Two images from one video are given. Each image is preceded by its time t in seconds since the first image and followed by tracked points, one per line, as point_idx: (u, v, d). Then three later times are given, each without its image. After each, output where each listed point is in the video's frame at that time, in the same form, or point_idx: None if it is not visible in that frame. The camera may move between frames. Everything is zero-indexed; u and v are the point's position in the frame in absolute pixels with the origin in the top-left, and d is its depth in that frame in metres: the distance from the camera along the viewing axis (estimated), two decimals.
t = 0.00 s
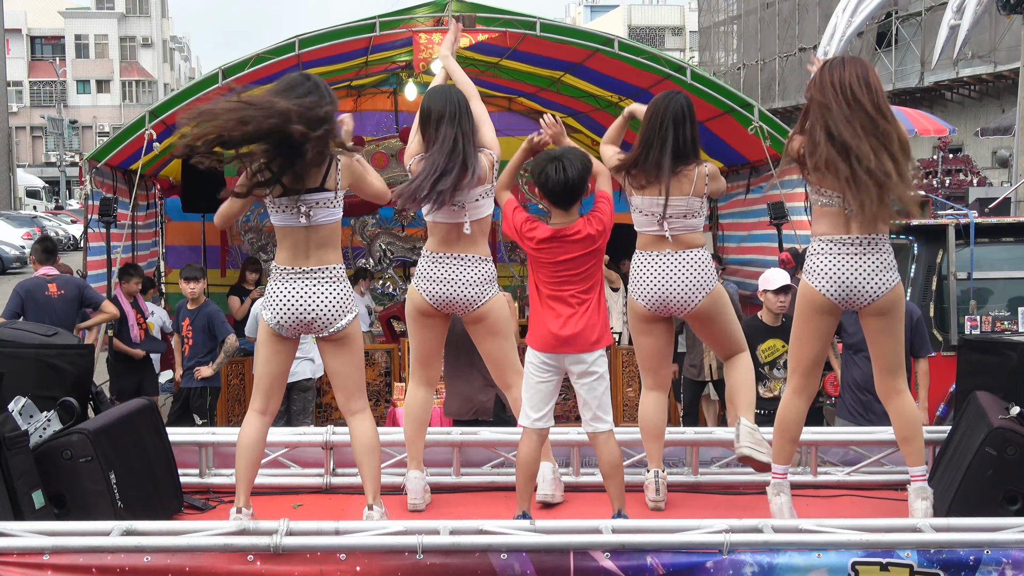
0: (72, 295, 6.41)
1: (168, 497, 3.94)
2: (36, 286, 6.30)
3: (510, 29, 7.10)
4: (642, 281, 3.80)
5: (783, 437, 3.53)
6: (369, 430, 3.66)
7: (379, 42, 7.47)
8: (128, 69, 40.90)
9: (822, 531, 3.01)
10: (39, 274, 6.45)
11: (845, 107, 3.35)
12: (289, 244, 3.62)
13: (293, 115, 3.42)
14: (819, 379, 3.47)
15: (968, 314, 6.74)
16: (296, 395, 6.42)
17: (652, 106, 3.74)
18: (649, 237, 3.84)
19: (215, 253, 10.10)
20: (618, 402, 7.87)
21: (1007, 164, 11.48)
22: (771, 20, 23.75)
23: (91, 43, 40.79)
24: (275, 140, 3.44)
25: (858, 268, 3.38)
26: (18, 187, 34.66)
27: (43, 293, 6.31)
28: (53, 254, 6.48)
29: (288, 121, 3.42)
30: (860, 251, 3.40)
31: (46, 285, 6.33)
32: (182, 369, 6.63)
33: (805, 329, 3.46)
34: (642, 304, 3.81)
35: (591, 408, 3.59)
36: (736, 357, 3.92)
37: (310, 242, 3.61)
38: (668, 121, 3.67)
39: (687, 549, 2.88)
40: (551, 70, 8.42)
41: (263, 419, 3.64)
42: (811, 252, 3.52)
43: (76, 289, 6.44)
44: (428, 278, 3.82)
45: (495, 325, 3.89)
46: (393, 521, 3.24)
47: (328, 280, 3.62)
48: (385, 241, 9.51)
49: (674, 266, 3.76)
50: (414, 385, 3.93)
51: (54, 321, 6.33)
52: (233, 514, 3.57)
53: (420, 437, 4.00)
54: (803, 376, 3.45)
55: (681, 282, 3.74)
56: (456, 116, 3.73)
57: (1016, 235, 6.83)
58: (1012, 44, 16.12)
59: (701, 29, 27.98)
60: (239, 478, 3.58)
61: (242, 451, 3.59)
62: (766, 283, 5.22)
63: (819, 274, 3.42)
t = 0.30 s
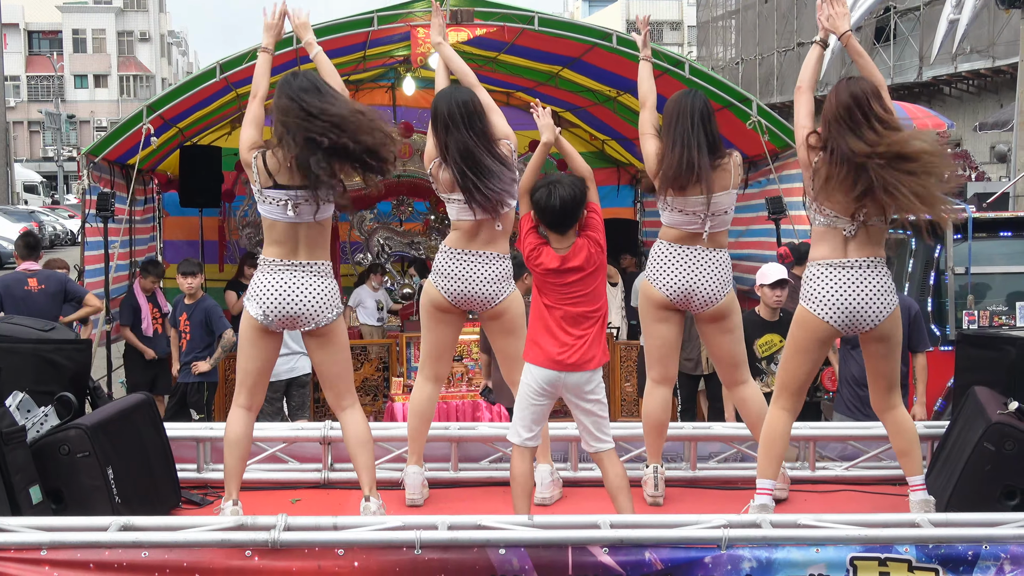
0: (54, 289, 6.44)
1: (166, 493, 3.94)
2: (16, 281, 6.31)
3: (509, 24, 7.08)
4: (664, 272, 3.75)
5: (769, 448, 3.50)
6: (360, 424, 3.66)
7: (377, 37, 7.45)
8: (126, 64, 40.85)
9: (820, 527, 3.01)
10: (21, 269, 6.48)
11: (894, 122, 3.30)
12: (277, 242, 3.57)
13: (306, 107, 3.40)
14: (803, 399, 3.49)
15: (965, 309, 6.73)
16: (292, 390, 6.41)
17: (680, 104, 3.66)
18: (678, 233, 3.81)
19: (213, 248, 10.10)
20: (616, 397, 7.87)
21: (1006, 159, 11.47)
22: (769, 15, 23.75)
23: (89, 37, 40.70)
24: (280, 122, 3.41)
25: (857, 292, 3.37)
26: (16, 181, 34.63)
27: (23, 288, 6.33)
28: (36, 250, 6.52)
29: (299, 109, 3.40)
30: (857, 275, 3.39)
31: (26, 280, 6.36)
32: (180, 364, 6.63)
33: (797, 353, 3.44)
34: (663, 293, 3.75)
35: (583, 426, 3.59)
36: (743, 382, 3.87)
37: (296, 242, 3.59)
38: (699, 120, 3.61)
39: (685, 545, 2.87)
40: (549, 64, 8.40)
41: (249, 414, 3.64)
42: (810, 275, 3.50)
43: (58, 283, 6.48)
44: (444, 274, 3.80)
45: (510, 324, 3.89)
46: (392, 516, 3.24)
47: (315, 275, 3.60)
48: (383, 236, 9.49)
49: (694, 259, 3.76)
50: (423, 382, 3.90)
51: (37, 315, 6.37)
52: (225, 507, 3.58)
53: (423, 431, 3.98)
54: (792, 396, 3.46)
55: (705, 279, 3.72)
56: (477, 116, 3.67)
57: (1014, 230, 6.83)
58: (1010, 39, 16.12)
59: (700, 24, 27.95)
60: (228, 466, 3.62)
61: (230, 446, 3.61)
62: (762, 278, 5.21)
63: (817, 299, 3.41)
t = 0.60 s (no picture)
0: (46, 283, 6.44)
1: (165, 487, 3.94)
2: (7, 277, 6.30)
3: (507, 19, 7.07)
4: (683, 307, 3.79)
5: (749, 451, 3.58)
6: (374, 418, 3.71)
7: (375, 32, 7.43)
8: (124, 60, 40.78)
9: (819, 522, 3.01)
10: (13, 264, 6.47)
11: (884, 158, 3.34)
12: (270, 263, 3.52)
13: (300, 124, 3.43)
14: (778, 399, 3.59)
15: (964, 305, 6.73)
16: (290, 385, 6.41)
17: (703, 129, 3.66)
18: (692, 263, 3.81)
19: (211, 244, 10.09)
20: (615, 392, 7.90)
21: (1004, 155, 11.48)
22: (767, 11, 23.74)
23: (87, 33, 40.62)
24: (273, 139, 3.44)
25: (831, 322, 3.39)
26: (14, 177, 34.58)
27: (13, 283, 6.33)
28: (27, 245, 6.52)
29: (295, 126, 3.43)
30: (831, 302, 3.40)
31: (15, 276, 6.35)
32: (178, 359, 6.63)
33: (767, 364, 3.51)
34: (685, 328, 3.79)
35: (608, 417, 3.58)
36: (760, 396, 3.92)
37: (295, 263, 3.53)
38: (721, 149, 3.62)
39: (684, 540, 2.87)
40: (547, 60, 8.39)
41: (247, 413, 3.68)
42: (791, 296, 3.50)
43: (49, 277, 6.48)
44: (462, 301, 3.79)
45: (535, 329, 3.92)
46: (390, 511, 3.24)
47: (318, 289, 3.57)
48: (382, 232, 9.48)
49: (716, 291, 3.75)
50: (445, 395, 3.92)
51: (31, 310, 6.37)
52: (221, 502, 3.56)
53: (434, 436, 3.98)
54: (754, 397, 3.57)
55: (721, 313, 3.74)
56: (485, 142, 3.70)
57: (1012, 225, 6.83)
58: (1009, 34, 16.12)
59: (698, 20, 27.94)
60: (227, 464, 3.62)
61: (229, 442, 3.64)
62: (759, 273, 5.21)
63: (789, 322, 3.42)
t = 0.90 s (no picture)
0: (43, 279, 6.44)
1: (163, 483, 3.93)
2: (4, 272, 6.31)
3: (506, 15, 7.06)
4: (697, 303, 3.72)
5: (766, 447, 3.48)
6: (378, 427, 3.73)
7: (374, 28, 7.42)
8: (122, 55, 40.72)
9: (818, 519, 3.01)
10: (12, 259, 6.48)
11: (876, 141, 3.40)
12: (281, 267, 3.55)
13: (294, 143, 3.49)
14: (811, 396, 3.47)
15: (962, 302, 6.74)
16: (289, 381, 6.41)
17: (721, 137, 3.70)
18: (706, 266, 3.81)
19: (210, 239, 10.08)
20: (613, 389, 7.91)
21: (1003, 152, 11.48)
22: (767, 7, 23.73)
23: (85, 28, 40.51)
24: (272, 159, 3.50)
25: (871, 310, 3.39)
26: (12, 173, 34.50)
27: (11, 279, 6.34)
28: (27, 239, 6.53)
29: (290, 148, 3.49)
30: (866, 294, 3.39)
31: (15, 271, 6.36)
32: (177, 354, 6.62)
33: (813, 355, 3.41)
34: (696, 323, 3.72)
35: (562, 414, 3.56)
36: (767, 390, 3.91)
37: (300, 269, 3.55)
38: (741, 156, 3.66)
39: (682, 536, 2.88)
40: (546, 56, 8.38)
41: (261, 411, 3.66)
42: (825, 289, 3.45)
43: (47, 273, 6.47)
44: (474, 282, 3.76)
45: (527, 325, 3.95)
46: (389, 508, 3.24)
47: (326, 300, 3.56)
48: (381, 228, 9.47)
49: (717, 290, 3.73)
50: (441, 380, 3.86)
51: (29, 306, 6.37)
52: (222, 496, 3.57)
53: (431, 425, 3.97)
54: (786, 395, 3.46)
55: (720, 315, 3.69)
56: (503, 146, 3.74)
57: (1010, 223, 6.83)
58: (1008, 31, 16.11)
59: (698, 17, 27.92)
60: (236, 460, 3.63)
61: (240, 437, 3.64)
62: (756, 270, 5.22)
63: (828, 323, 3.37)
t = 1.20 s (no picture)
0: (41, 276, 6.44)
1: (163, 480, 3.93)
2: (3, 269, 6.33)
3: (506, 12, 7.06)
4: (732, 265, 3.57)
5: (846, 438, 3.35)
6: (372, 410, 3.61)
7: (373, 25, 7.42)
8: (121, 52, 40.67)
9: (817, 515, 3.02)
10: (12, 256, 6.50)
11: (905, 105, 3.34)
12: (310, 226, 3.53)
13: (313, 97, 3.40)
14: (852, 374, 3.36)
15: (961, 299, 6.74)
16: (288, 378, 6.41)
17: (730, 91, 3.62)
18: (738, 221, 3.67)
19: (208, 236, 10.08)
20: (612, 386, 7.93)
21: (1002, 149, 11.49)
22: (766, 4, 23.73)
23: (84, 25, 40.45)
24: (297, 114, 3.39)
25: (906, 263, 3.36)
26: (11, 170, 34.48)
27: (9, 275, 6.35)
28: (28, 237, 6.54)
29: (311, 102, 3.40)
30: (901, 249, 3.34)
31: (14, 267, 6.38)
32: (176, 352, 6.63)
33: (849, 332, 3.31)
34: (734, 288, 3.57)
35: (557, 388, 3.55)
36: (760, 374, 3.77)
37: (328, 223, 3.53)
38: (758, 106, 3.60)
39: (682, 533, 2.88)
40: (545, 53, 8.37)
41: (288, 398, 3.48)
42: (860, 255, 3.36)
43: (45, 270, 6.47)
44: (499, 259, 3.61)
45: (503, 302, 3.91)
46: (387, 504, 3.24)
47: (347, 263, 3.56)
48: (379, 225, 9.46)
49: (743, 245, 3.62)
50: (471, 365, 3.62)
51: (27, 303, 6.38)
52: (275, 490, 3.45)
53: (487, 418, 3.66)
54: (835, 373, 3.34)
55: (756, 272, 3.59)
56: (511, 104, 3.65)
57: (1009, 219, 6.83)
58: (1007, 28, 16.11)
59: (697, 13, 27.89)
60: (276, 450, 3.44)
61: (275, 430, 3.44)
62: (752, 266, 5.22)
63: (878, 280, 3.29)
